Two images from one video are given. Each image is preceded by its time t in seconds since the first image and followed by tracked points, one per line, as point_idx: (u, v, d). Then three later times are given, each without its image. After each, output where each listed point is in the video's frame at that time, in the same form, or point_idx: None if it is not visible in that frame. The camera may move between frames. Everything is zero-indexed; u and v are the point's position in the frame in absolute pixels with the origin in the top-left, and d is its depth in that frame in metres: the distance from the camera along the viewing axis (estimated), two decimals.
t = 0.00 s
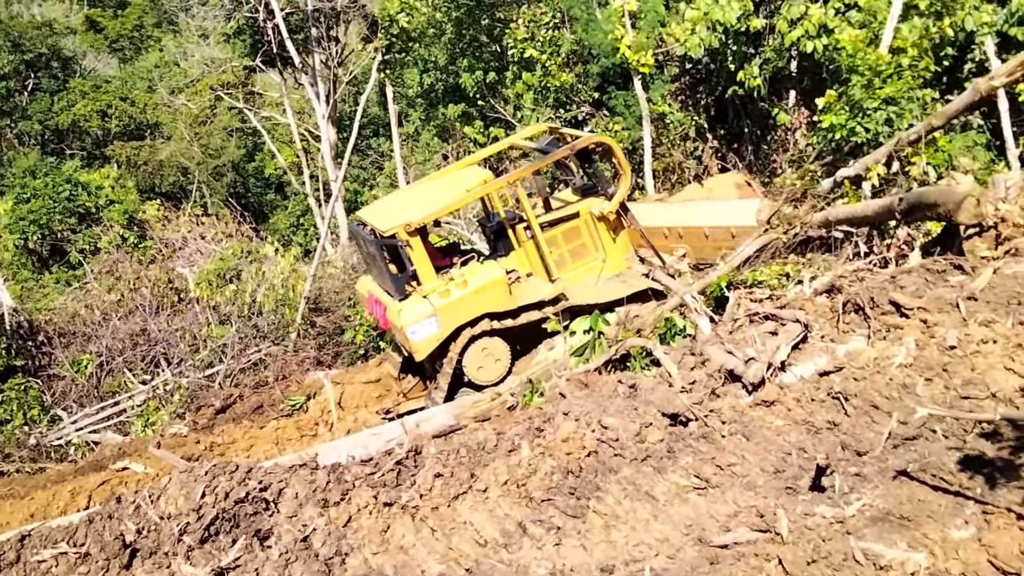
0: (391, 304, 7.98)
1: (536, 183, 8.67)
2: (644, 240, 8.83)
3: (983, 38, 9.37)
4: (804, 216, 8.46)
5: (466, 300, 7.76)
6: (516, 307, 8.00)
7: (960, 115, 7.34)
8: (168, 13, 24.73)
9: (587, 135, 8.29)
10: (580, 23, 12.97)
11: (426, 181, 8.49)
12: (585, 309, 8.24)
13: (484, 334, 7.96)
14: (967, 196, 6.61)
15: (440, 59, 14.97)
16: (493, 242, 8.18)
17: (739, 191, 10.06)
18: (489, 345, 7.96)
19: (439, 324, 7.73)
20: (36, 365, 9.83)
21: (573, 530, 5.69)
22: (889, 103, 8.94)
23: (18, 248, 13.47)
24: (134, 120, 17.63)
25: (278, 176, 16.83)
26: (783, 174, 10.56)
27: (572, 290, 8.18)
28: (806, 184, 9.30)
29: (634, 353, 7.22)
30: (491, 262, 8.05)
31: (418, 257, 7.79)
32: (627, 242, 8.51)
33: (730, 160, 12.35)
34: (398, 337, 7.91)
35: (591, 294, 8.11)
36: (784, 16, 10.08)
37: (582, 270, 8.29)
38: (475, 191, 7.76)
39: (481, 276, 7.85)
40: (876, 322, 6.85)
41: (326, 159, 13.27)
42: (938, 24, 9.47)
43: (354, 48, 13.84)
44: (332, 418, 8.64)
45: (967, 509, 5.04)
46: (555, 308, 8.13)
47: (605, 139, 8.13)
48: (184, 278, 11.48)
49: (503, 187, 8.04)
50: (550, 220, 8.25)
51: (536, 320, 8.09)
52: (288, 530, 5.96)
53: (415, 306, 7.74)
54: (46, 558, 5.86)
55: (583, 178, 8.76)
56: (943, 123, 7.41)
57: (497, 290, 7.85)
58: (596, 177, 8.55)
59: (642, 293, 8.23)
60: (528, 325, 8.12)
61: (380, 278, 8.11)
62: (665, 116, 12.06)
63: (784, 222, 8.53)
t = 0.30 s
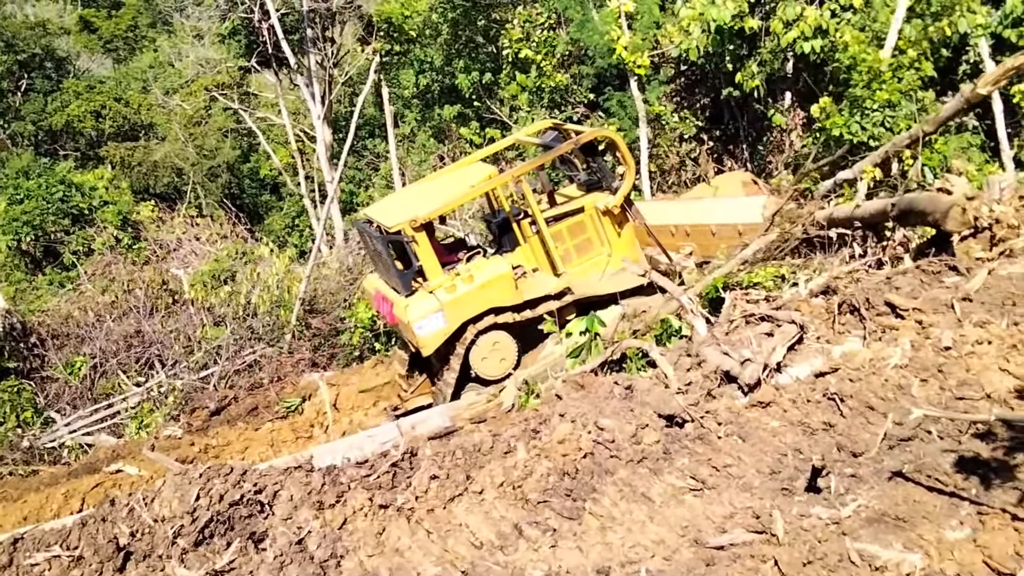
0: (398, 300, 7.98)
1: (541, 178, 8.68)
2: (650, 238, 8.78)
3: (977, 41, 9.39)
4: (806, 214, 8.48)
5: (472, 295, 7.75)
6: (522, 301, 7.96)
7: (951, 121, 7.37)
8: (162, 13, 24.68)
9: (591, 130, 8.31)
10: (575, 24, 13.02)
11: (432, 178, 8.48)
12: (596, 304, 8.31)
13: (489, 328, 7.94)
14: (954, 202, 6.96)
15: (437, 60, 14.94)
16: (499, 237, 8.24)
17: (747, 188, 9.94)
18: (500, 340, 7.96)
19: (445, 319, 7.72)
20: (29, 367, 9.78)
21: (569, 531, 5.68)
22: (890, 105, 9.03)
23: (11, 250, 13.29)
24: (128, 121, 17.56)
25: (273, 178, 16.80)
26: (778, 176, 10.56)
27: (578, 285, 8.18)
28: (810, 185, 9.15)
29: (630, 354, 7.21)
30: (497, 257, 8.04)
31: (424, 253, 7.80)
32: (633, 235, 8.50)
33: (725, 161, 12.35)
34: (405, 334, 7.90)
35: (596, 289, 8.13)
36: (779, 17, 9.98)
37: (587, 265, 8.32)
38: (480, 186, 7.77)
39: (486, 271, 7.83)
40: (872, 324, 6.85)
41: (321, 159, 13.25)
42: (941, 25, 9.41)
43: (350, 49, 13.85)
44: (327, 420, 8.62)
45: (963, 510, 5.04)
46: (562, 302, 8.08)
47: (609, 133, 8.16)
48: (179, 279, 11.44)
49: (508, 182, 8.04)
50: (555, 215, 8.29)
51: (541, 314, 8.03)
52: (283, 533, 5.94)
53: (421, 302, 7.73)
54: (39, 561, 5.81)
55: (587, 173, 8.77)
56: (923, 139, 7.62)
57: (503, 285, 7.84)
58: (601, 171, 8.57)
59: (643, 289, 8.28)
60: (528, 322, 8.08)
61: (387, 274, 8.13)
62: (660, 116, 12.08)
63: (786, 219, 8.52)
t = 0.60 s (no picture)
0: (400, 299, 7.92)
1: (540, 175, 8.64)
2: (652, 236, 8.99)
3: (972, 41, 9.41)
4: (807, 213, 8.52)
5: (474, 292, 7.69)
6: (524, 298, 7.91)
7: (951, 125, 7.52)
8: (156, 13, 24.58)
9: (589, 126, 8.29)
10: (573, 25, 13.04)
11: (431, 176, 8.45)
12: (598, 299, 8.34)
13: (490, 325, 7.87)
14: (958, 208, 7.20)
15: (432, 60, 14.84)
16: (500, 234, 8.19)
17: (747, 187, 9.94)
18: (506, 338, 7.92)
19: (447, 317, 7.67)
20: (23, 369, 9.74)
21: (564, 533, 5.68)
22: (895, 107, 9.07)
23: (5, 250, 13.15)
24: (122, 121, 17.53)
25: (268, 178, 16.75)
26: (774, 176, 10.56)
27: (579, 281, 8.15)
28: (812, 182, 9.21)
29: (626, 355, 7.25)
30: (499, 254, 7.99)
31: (425, 251, 7.76)
32: (633, 231, 8.50)
33: (721, 162, 12.32)
34: (407, 331, 7.86)
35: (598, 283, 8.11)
36: (775, 18, 10.00)
37: (589, 261, 8.30)
38: (480, 183, 7.74)
39: (488, 267, 7.78)
40: (867, 324, 6.86)
41: (316, 160, 13.23)
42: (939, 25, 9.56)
43: (345, 50, 13.85)
44: (322, 422, 8.59)
45: (958, 511, 5.04)
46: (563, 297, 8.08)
47: (608, 128, 8.14)
48: (173, 280, 11.41)
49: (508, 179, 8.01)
50: (556, 211, 8.21)
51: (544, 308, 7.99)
52: (277, 535, 5.93)
53: (423, 300, 7.69)
54: (33, 564, 5.79)
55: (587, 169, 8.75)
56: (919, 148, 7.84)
57: (505, 282, 7.79)
58: (601, 167, 8.54)
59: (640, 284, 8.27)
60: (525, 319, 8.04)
61: (388, 273, 8.06)
62: (656, 117, 12.05)
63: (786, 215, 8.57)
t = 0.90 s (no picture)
0: (398, 297, 7.92)
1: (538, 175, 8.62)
2: (650, 237, 8.94)
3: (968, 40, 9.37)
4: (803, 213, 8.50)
5: (473, 290, 7.69)
6: (522, 296, 7.91)
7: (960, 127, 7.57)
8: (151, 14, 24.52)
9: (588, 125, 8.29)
10: (566, 25, 12.97)
11: (429, 175, 8.43)
12: (597, 298, 8.33)
13: (491, 323, 7.88)
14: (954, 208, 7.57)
15: (427, 60, 14.77)
16: (498, 232, 8.16)
17: (745, 187, 9.92)
18: (506, 336, 7.91)
19: (446, 315, 7.66)
20: (17, 369, 9.72)
21: (560, 533, 5.66)
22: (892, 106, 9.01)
23: None
24: (117, 122, 17.49)
25: (264, 178, 16.70)
26: (770, 176, 10.54)
27: (578, 279, 8.15)
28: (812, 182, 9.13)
29: (621, 355, 7.22)
30: (497, 253, 7.99)
31: (424, 249, 7.72)
32: (631, 230, 8.49)
33: (716, 162, 12.27)
34: (406, 330, 7.85)
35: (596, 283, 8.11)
36: (770, 19, 10.03)
37: (587, 260, 8.30)
38: (479, 181, 7.73)
39: (487, 266, 7.77)
40: (863, 325, 6.85)
41: (311, 160, 13.19)
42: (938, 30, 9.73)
43: (340, 50, 13.82)
44: (317, 422, 8.55)
45: (954, 511, 5.04)
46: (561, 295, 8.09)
47: (606, 126, 8.13)
48: (168, 281, 11.38)
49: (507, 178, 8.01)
50: (554, 211, 8.22)
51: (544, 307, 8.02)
52: (273, 535, 5.90)
53: (421, 298, 7.69)
54: (28, 565, 5.77)
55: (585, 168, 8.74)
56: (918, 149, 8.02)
57: (504, 280, 7.78)
58: (599, 166, 8.52)
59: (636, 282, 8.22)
60: (520, 317, 8.03)
61: (387, 271, 8.04)
62: (651, 118, 12.02)
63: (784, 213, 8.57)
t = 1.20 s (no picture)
0: (396, 297, 7.93)
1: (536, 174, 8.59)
2: (649, 237, 8.78)
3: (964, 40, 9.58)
4: (802, 213, 8.48)
5: (470, 290, 7.70)
6: (520, 297, 7.92)
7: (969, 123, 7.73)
8: (150, 14, 24.48)
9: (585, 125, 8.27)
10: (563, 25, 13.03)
11: (427, 175, 8.42)
12: (595, 299, 8.34)
13: (490, 323, 7.88)
14: (952, 209, 7.69)
15: (425, 61, 14.58)
16: (496, 232, 8.15)
17: (743, 187, 9.88)
18: (504, 337, 7.91)
19: (444, 315, 7.67)
20: (16, 370, 9.71)
21: (559, 535, 5.65)
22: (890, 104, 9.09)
23: None
24: (116, 122, 17.44)
25: (262, 178, 16.67)
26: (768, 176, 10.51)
27: (576, 279, 8.15)
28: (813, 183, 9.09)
29: (620, 355, 7.22)
30: (495, 253, 8.00)
31: (422, 250, 7.70)
32: (629, 230, 8.50)
33: (714, 163, 12.24)
34: (404, 330, 7.86)
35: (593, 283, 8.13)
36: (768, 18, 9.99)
37: (585, 261, 8.30)
38: (476, 181, 7.72)
39: (484, 266, 7.78)
40: (861, 325, 6.84)
41: (310, 160, 13.18)
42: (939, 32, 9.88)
43: (339, 50, 13.81)
44: (316, 423, 8.54)
45: (953, 512, 5.03)
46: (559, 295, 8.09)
47: (603, 127, 8.12)
48: (167, 281, 11.36)
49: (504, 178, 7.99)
50: (552, 211, 8.22)
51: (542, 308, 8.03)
52: (271, 537, 5.90)
53: (419, 298, 7.69)
54: (26, 566, 5.76)
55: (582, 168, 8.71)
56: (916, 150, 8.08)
57: (501, 281, 7.79)
58: (597, 166, 8.50)
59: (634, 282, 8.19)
60: (520, 317, 8.03)
61: (385, 271, 8.04)
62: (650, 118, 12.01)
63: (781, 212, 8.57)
